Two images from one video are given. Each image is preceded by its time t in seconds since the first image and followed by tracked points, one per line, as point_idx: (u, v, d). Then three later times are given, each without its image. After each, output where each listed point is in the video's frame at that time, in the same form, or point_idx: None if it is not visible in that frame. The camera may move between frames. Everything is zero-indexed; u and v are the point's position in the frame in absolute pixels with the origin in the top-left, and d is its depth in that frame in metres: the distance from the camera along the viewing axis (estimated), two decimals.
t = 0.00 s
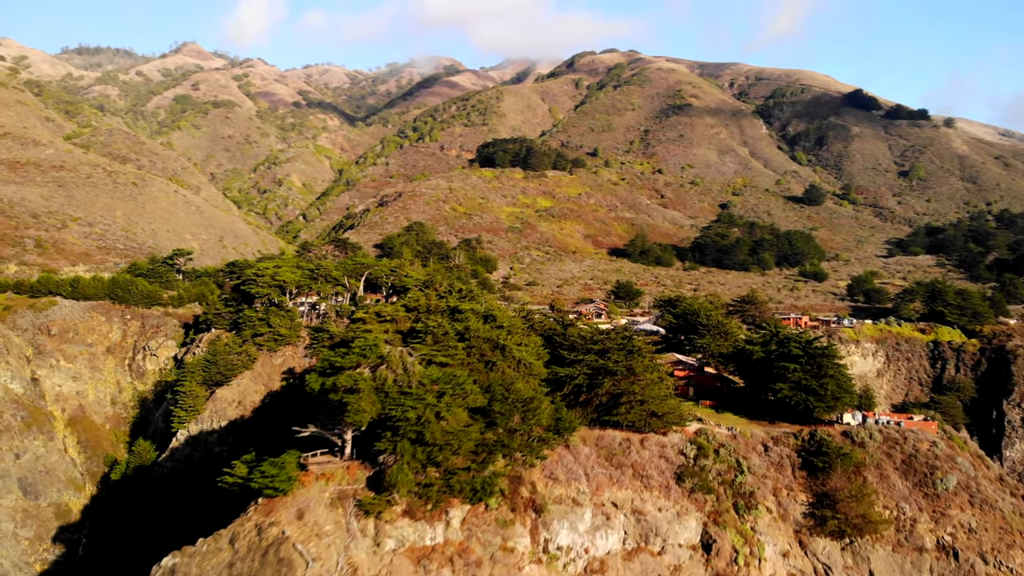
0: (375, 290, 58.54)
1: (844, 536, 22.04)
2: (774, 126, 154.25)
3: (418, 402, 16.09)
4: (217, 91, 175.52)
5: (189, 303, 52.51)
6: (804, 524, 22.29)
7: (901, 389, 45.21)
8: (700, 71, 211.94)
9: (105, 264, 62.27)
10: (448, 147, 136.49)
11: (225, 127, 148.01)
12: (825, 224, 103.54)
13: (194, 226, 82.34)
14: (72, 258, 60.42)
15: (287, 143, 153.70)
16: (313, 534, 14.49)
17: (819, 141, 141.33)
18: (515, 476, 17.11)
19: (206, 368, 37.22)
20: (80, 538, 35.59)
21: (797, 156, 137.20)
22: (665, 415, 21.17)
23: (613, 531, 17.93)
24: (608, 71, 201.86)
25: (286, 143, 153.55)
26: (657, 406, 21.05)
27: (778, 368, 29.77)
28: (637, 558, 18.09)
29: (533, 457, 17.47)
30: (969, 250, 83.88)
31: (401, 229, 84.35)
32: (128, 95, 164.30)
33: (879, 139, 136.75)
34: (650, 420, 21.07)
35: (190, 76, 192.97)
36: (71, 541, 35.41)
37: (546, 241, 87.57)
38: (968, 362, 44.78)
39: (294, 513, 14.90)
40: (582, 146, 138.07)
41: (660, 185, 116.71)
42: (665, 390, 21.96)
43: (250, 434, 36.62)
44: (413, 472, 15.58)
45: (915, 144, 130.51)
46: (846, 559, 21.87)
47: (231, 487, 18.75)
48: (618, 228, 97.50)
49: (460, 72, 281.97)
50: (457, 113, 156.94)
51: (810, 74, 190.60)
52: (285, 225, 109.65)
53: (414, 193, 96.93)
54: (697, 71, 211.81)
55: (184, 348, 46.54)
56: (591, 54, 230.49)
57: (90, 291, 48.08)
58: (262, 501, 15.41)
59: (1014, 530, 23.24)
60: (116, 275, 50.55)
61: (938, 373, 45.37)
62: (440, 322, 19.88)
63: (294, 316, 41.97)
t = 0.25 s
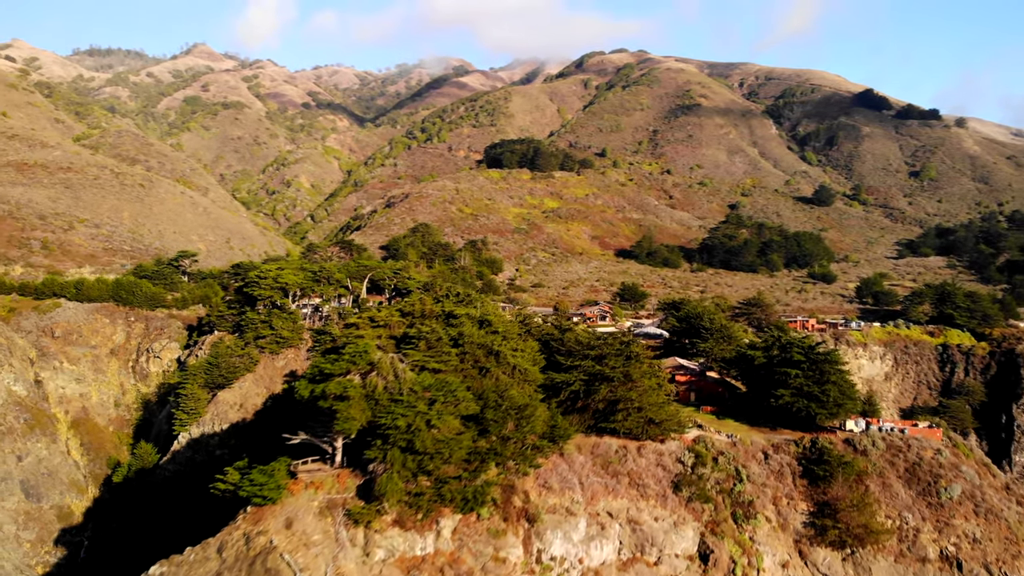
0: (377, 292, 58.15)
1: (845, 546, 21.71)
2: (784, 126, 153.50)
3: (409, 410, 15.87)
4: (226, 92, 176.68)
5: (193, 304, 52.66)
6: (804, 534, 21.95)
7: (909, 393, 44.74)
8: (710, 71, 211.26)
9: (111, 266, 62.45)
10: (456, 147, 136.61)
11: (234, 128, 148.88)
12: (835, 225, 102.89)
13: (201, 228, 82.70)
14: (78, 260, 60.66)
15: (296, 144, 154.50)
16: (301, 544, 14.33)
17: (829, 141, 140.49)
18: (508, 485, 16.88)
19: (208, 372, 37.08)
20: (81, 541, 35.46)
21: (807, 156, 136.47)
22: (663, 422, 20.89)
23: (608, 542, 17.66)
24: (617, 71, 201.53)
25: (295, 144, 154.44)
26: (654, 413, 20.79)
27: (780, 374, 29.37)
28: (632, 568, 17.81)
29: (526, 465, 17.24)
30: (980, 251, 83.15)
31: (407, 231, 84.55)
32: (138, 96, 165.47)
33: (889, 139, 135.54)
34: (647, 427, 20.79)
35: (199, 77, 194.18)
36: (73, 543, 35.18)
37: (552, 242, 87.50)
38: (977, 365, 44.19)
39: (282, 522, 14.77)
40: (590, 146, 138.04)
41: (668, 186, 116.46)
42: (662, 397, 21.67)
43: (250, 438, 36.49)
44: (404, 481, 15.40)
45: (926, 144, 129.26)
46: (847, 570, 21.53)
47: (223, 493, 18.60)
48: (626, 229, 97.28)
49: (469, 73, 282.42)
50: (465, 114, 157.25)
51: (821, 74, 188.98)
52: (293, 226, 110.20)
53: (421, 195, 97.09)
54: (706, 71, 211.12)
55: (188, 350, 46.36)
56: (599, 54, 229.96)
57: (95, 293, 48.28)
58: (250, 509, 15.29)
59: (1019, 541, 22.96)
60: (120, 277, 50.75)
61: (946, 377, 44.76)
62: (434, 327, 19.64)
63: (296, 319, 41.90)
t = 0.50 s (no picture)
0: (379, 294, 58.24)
1: (846, 557, 21.33)
2: (794, 126, 152.77)
3: (399, 418, 15.66)
4: (236, 93, 177.57)
5: (197, 306, 52.76)
6: (804, 544, 21.58)
7: (918, 397, 44.32)
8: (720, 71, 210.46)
9: (116, 267, 62.51)
10: (464, 148, 136.64)
11: (243, 130, 149.80)
12: (845, 226, 102.20)
13: (208, 229, 83.00)
14: (85, 261, 60.80)
15: (305, 145, 155.34)
16: (289, 554, 14.17)
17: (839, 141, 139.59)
18: (500, 494, 16.67)
19: (210, 374, 36.99)
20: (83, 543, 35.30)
21: (817, 156, 135.69)
22: (660, 430, 20.62)
23: (602, 552, 17.39)
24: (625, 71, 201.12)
25: (304, 145, 155.18)
26: (651, 420, 20.51)
27: (781, 380, 28.96)
28: None
29: (518, 474, 17.00)
30: (991, 252, 82.38)
31: (413, 232, 84.60)
32: (149, 97, 166.61)
33: (900, 139, 134.24)
34: (644, 434, 20.53)
35: (209, 79, 195.38)
36: (74, 546, 34.92)
37: (559, 243, 87.37)
38: (987, 369, 43.47)
39: (270, 531, 14.62)
40: (598, 147, 137.99)
41: (677, 187, 116.21)
42: (660, 404, 21.36)
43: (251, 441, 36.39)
44: (394, 489, 15.21)
45: (937, 144, 127.91)
46: None
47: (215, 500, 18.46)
48: (633, 230, 96.99)
49: (478, 73, 282.72)
50: (473, 115, 157.45)
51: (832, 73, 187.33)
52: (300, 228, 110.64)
53: (427, 196, 97.12)
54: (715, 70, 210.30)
55: (190, 352, 46.56)
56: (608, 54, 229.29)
57: (99, 294, 48.42)
58: (239, 518, 15.16)
59: None
60: (124, 279, 50.90)
61: (955, 380, 44.09)
62: (428, 332, 19.40)
63: (299, 321, 41.72)
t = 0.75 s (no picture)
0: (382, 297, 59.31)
1: (846, 568, 20.95)
2: (803, 126, 152.23)
3: (388, 425, 15.49)
4: (245, 94, 178.69)
5: (200, 308, 52.64)
6: (802, 554, 21.16)
7: (925, 400, 42.99)
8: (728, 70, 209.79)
9: (122, 269, 62.63)
10: (471, 149, 136.75)
11: (252, 131, 150.86)
12: (853, 227, 101.61)
13: (214, 231, 83.39)
14: (89, 263, 60.84)
15: (313, 146, 156.05)
16: (275, 563, 14.00)
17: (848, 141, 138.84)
18: (491, 503, 16.47)
19: (211, 377, 36.77)
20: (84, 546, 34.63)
21: (826, 157, 135.04)
22: (656, 437, 20.40)
23: (596, 563, 17.11)
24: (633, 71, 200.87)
25: (313, 146, 155.98)
26: (646, 428, 20.30)
27: (782, 386, 28.49)
28: None
29: (510, 484, 16.77)
30: (1002, 253, 81.71)
31: (418, 233, 84.82)
32: (159, 99, 167.69)
33: (910, 139, 133.07)
34: (639, 442, 20.29)
35: (219, 80, 196.59)
36: (76, 549, 34.18)
37: (564, 245, 87.28)
38: (995, 373, 42.68)
39: (257, 540, 14.49)
40: (606, 147, 138.03)
41: (685, 188, 116.15)
42: (656, 412, 21.11)
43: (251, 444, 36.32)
44: (382, 499, 15.04)
45: (947, 145, 126.74)
46: None
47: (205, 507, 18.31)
48: (640, 231, 96.84)
49: (486, 74, 283.14)
50: (481, 116, 157.74)
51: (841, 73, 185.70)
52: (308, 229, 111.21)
53: (433, 197, 97.23)
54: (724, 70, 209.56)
55: (193, 355, 46.66)
56: (615, 55, 228.78)
57: (103, 296, 48.44)
58: (226, 527, 15.04)
59: None
60: (128, 281, 51.00)
61: (963, 384, 43.09)
62: (422, 337, 19.23)
63: (301, 324, 41.44)
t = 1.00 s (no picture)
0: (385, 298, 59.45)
1: None
2: (811, 126, 151.44)
3: (376, 434, 15.31)
4: (253, 95, 179.41)
5: (203, 310, 52.22)
6: (801, 564, 20.82)
7: (932, 404, 42.68)
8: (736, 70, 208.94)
9: (126, 270, 62.69)
10: (477, 150, 136.76)
11: (260, 132, 151.52)
12: (862, 228, 101.04)
13: (220, 232, 83.66)
14: (93, 265, 60.92)
15: (320, 147, 156.61)
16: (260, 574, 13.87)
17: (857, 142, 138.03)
18: (481, 514, 16.24)
19: (211, 380, 36.63)
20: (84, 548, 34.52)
21: (834, 157, 134.31)
22: (652, 445, 20.12)
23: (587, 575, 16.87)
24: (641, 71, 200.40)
25: (320, 147, 156.52)
26: (642, 436, 20.03)
27: (781, 393, 28.08)
28: None
29: (500, 494, 16.54)
30: (1012, 255, 80.94)
31: (422, 235, 84.81)
32: (168, 100, 168.52)
33: (920, 139, 131.97)
34: (635, 450, 20.02)
35: (227, 81, 197.58)
36: (75, 551, 34.07)
37: (570, 246, 87.08)
38: (1003, 376, 42.07)
39: (243, 550, 14.33)
40: (613, 148, 137.98)
41: (692, 188, 115.83)
42: (652, 419, 20.81)
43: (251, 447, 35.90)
44: (369, 508, 14.86)
45: (957, 145, 125.62)
46: None
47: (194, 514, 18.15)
48: (646, 232, 96.58)
49: (494, 74, 283.34)
50: (488, 116, 157.80)
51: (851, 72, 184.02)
52: (314, 230, 111.66)
53: (439, 198, 97.22)
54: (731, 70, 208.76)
55: (195, 357, 46.67)
56: (623, 55, 228.25)
57: (106, 298, 48.41)
58: (212, 536, 14.89)
59: None
60: (131, 283, 51.07)
61: (971, 389, 42.51)
62: (413, 343, 19.03)
63: (301, 326, 41.35)
